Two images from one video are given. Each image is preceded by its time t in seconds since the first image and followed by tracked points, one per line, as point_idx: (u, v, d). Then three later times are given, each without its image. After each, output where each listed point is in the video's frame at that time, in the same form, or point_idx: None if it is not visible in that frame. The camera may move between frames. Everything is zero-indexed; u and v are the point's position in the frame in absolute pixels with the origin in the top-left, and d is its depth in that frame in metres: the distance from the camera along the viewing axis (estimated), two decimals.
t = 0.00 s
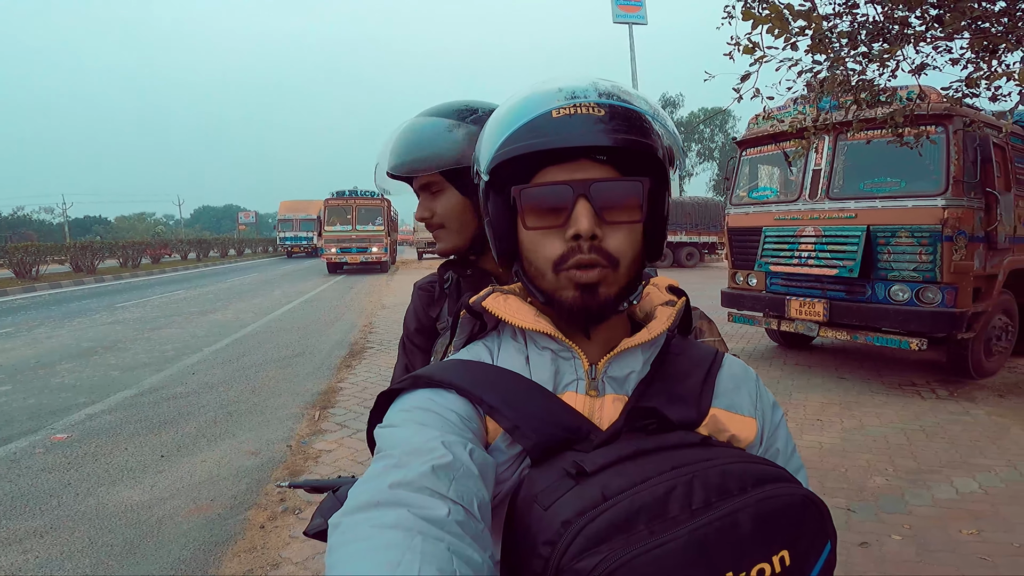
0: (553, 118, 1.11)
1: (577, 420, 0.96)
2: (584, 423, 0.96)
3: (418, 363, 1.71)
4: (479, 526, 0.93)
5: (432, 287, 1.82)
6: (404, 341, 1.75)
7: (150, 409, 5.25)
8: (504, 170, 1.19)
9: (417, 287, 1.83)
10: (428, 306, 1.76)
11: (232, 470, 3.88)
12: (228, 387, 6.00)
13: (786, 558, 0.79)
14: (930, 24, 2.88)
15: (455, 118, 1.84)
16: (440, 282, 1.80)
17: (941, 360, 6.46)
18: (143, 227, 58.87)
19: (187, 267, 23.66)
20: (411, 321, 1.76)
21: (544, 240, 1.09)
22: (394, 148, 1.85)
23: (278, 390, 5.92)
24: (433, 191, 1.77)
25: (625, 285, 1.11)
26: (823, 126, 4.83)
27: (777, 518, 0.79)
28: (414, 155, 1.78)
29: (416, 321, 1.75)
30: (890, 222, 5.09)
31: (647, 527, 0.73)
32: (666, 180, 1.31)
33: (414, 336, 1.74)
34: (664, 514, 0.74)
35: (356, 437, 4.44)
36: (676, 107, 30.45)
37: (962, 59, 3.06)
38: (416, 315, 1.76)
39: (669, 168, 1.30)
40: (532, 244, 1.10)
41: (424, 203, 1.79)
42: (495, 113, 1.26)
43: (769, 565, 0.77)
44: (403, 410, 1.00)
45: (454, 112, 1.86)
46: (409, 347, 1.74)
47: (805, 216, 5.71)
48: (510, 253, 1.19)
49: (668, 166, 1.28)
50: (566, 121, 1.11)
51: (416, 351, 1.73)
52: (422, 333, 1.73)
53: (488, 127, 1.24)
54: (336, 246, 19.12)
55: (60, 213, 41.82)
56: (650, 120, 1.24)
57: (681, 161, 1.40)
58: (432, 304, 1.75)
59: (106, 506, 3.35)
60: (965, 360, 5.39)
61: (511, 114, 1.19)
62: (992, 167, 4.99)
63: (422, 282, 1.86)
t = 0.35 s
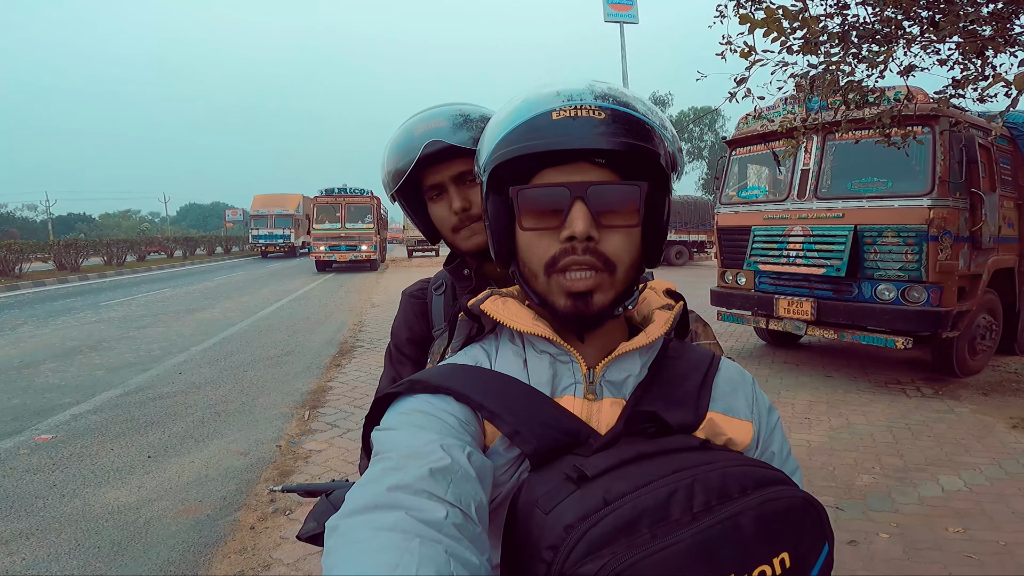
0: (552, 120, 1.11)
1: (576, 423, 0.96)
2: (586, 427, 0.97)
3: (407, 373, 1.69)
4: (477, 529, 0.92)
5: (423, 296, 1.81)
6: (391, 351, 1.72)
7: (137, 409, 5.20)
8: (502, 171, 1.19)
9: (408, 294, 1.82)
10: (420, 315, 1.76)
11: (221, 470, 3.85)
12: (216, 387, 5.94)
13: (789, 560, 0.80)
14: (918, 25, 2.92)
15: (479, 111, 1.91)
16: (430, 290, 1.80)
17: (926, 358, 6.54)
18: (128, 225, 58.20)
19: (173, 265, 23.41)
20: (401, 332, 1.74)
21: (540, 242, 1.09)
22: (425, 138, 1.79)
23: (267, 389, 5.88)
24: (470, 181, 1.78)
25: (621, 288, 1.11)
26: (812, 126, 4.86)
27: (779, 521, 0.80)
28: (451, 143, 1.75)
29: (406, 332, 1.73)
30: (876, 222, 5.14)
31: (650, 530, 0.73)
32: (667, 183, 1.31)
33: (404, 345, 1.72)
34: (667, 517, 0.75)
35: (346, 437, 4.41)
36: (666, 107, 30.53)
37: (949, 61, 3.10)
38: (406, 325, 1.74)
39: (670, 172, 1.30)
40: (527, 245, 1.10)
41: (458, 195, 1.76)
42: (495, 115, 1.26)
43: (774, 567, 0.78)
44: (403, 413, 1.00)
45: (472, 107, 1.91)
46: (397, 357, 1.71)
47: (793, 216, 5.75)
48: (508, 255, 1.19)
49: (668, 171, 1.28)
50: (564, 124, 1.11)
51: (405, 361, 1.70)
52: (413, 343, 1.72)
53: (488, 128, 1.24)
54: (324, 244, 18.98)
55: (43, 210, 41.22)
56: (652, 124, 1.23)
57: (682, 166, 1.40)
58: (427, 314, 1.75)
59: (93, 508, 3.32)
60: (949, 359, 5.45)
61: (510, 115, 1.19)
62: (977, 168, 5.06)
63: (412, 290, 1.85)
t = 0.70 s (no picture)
0: (552, 122, 1.11)
1: (577, 426, 0.96)
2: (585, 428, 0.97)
3: (403, 376, 1.69)
4: (476, 530, 0.92)
5: (418, 299, 1.81)
6: (387, 353, 1.73)
7: (127, 410, 5.15)
8: (501, 172, 1.19)
9: (403, 297, 1.82)
10: (416, 317, 1.75)
11: (213, 471, 3.82)
12: (207, 388, 5.90)
13: (791, 559, 0.82)
14: (912, 30, 2.95)
15: (480, 111, 1.92)
16: (425, 291, 1.81)
17: (916, 360, 6.59)
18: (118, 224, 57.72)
19: (164, 264, 23.24)
20: (397, 335, 1.74)
21: (540, 243, 1.09)
22: (430, 137, 1.78)
23: (259, 390, 5.84)
24: (472, 181, 1.78)
25: (622, 290, 1.11)
26: (805, 129, 4.89)
27: (781, 521, 0.82)
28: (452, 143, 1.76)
29: (402, 335, 1.73)
30: (868, 224, 5.18)
31: (654, 532, 0.75)
32: (667, 185, 1.31)
33: (401, 348, 1.72)
34: (670, 518, 0.77)
35: (340, 438, 4.39)
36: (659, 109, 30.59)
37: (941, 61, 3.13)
38: (402, 328, 1.74)
39: (670, 174, 1.31)
40: (527, 247, 1.11)
41: (461, 195, 1.76)
42: (495, 116, 1.26)
43: (776, 566, 0.80)
44: (402, 414, 1.00)
45: (473, 107, 1.92)
46: (392, 360, 1.71)
47: (786, 218, 5.78)
48: (508, 256, 1.19)
49: (668, 173, 1.28)
50: (564, 125, 1.11)
51: (401, 364, 1.70)
52: (409, 345, 1.72)
53: (487, 130, 1.25)
54: (317, 244, 18.90)
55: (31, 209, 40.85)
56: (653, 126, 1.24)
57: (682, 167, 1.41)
58: (423, 316, 1.74)
59: (83, 509, 3.28)
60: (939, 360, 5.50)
61: (510, 117, 1.19)
62: (967, 171, 5.10)
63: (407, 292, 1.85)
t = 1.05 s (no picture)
0: (548, 123, 1.13)
1: (579, 424, 0.98)
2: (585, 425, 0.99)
3: (400, 380, 1.69)
4: (476, 529, 0.93)
5: (413, 303, 1.81)
6: (385, 359, 1.73)
7: (115, 417, 5.09)
8: (498, 173, 1.21)
9: (398, 302, 1.82)
10: (412, 322, 1.76)
11: (204, 477, 3.79)
12: (196, 394, 5.84)
13: (795, 554, 0.87)
14: (895, 32, 3.00)
15: (470, 115, 1.93)
16: (420, 296, 1.82)
17: (903, 360, 6.67)
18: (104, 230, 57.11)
19: (150, 271, 22.98)
20: (394, 340, 1.75)
21: (538, 243, 1.11)
22: (420, 144, 1.79)
23: (249, 396, 5.79)
24: (463, 186, 1.78)
25: (620, 288, 1.13)
26: (792, 132, 4.92)
27: (786, 517, 0.88)
28: (442, 148, 1.77)
29: (399, 339, 1.74)
30: (853, 226, 5.25)
31: (660, 528, 0.80)
32: (662, 182, 1.33)
33: (398, 353, 1.72)
34: (676, 514, 0.82)
35: (332, 443, 4.37)
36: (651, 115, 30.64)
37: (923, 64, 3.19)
38: (398, 333, 1.75)
39: (665, 173, 1.32)
40: (525, 248, 1.12)
41: (452, 201, 1.76)
42: (491, 117, 1.28)
43: (780, 562, 0.85)
44: (402, 414, 1.01)
45: (463, 111, 1.94)
46: (389, 365, 1.72)
47: (773, 220, 5.84)
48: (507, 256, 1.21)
49: (663, 171, 1.30)
50: (560, 125, 1.13)
51: (398, 369, 1.70)
52: (406, 350, 1.72)
53: (484, 132, 1.26)
54: (305, 250, 18.79)
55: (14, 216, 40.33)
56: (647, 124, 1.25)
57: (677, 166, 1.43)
58: (419, 321, 1.75)
59: (72, 516, 3.25)
60: (925, 360, 5.58)
61: (506, 118, 1.21)
62: (950, 172, 5.19)
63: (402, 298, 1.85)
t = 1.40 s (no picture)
0: (551, 119, 1.13)
1: (577, 424, 0.99)
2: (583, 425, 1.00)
3: (394, 379, 1.69)
4: (473, 530, 0.93)
5: (407, 301, 1.81)
6: (378, 357, 1.73)
7: (102, 415, 5.05)
8: (500, 167, 1.21)
9: (392, 299, 1.82)
10: (406, 319, 1.76)
11: (195, 476, 3.77)
12: (184, 391, 5.79)
13: (795, 551, 0.89)
14: (885, 28, 3.03)
15: (465, 111, 1.93)
16: (413, 293, 1.81)
17: (889, 351, 6.76)
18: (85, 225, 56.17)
19: (135, 266, 22.70)
20: (387, 338, 1.74)
21: (538, 240, 1.11)
22: (415, 142, 1.79)
23: (238, 393, 5.75)
24: (461, 184, 1.78)
25: (617, 286, 1.14)
26: (780, 126, 4.92)
27: (785, 515, 0.89)
28: (438, 145, 1.76)
29: (392, 337, 1.74)
30: (841, 219, 5.29)
31: (662, 528, 0.82)
32: (662, 182, 1.34)
33: (391, 351, 1.72)
34: (676, 514, 0.84)
35: (324, 439, 4.36)
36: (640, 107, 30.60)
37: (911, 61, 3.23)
38: (391, 331, 1.74)
39: (665, 174, 1.34)
40: (525, 243, 1.12)
41: (448, 199, 1.76)
42: (494, 112, 1.28)
43: (781, 559, 0.86)
44: (398, 416, 1.01)
45: (458, 108, 1.93)
46: (383, 363, 1.71)
47: (761, 213, 5.87)
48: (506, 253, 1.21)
49: (662, 172, 1.31)
50: (563, 123, 1.13)
51: (391, 367, 1.70)
52: (399, 348, 1.72)
53: (486, 128, 1.27)
54: (293, 244, 18.64)
55: None
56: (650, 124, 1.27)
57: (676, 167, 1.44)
58: (413, 318, 1.75)
59: (62, 516, 3.22)
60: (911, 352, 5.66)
61: (509, 114, 1.21)
62: (935, 166, 5.25)
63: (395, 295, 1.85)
